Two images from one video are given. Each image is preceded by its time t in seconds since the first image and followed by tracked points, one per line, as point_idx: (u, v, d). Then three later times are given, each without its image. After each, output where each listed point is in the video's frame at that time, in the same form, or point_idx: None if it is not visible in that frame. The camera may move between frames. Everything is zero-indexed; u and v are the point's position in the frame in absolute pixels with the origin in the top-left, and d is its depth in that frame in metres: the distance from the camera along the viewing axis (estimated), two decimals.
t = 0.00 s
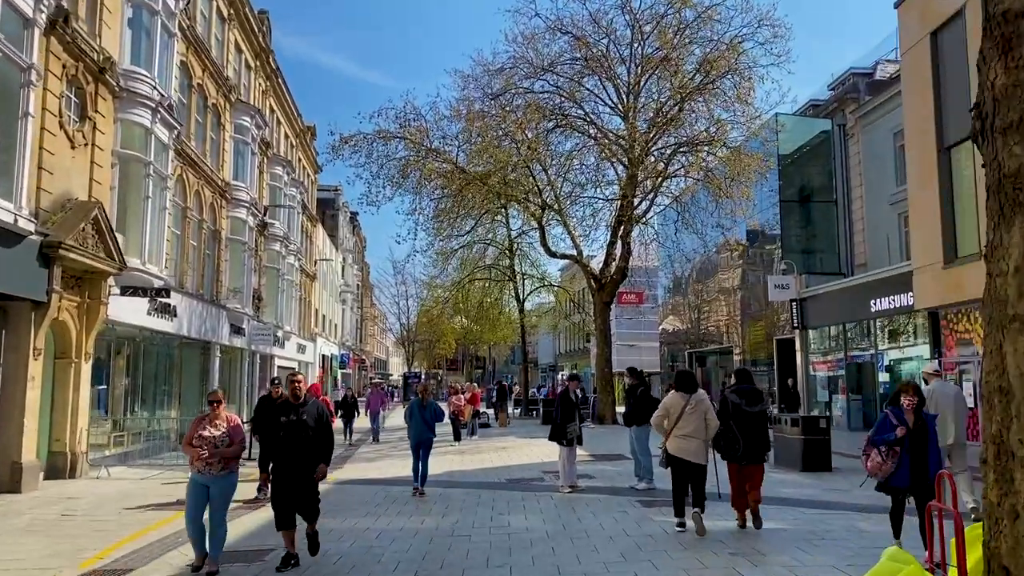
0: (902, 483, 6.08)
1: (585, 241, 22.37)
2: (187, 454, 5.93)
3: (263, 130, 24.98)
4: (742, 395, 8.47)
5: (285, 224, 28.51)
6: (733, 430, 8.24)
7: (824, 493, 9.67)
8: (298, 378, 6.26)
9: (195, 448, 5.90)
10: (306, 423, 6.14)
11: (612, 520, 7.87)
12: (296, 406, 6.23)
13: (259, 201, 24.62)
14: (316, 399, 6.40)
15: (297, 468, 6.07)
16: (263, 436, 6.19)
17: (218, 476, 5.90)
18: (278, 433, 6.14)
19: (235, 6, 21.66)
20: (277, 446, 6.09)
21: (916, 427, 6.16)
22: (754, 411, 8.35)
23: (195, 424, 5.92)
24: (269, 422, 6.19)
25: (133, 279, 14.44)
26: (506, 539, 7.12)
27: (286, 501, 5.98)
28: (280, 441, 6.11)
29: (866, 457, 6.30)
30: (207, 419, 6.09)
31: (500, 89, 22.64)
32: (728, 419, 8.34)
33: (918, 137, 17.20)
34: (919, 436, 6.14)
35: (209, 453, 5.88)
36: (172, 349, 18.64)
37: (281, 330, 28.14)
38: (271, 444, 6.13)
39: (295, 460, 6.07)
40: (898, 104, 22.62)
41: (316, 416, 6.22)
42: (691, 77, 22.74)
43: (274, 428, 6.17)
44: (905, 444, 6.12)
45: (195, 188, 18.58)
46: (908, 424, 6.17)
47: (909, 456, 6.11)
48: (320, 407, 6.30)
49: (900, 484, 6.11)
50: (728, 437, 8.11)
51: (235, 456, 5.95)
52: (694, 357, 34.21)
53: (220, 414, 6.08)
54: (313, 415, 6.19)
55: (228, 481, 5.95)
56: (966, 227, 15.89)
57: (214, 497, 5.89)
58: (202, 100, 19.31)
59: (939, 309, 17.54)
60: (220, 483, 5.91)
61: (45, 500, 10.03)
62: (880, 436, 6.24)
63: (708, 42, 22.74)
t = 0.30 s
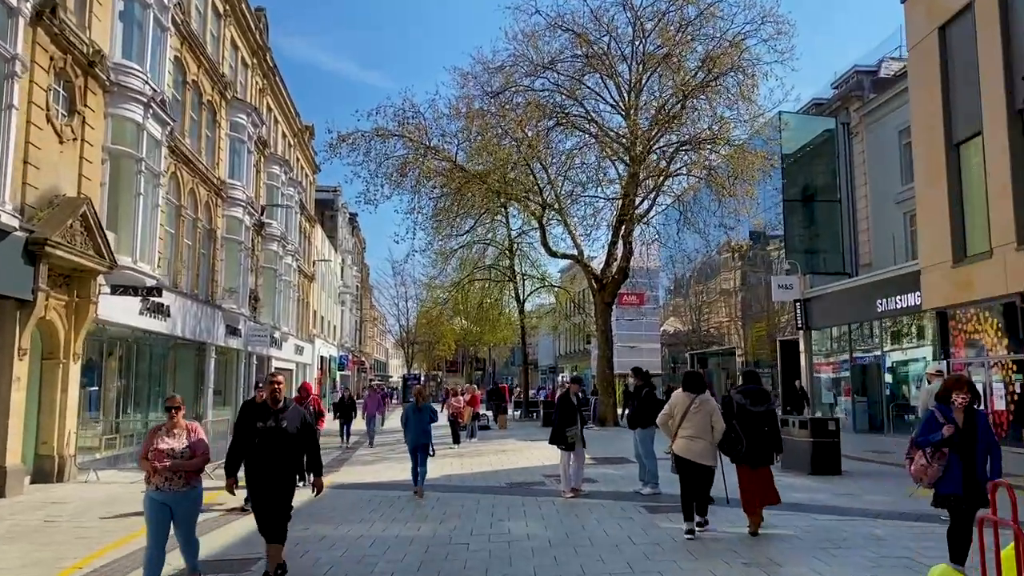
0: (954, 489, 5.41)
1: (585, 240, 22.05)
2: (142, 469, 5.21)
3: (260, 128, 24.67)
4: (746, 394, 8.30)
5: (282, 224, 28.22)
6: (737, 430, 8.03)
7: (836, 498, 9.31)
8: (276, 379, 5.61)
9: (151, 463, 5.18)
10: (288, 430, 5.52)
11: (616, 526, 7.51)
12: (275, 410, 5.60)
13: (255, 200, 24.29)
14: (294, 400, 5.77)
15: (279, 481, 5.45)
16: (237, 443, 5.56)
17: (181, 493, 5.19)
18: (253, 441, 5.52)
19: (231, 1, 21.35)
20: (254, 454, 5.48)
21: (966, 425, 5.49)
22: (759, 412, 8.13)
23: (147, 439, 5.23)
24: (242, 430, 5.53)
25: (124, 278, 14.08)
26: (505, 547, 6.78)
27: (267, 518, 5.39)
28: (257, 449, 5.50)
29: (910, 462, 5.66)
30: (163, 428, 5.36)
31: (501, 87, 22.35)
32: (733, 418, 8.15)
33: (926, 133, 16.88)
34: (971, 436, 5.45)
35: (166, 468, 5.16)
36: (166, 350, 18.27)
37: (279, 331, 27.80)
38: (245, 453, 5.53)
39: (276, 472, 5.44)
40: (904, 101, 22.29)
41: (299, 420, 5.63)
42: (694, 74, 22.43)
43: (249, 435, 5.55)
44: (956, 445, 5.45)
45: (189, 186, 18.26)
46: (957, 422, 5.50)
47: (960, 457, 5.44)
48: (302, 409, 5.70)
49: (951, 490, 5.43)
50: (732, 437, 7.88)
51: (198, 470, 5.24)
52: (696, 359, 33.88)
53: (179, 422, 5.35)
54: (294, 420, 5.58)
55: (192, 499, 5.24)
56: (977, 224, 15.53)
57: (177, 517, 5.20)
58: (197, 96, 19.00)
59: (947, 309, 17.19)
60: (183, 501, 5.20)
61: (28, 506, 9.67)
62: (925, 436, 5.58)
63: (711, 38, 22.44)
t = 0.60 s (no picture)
0: None
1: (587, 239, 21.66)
2: (86, 478, 4.64)
3: (255, 125, 24.29)
4: (759, 396, 7.97)
5: (278, 222, 27.85)
6: (750, 432, 7.71)
7: (851, 503, 8.91)
8: (247, 374, 5.07)
9: (99, 471, 4.64)
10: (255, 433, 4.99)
11: (622, 535, 7.12)
12: (246, 410, 5.09)
13: (251, 199, 23.92)
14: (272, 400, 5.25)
15: (240, 490, 4.94)
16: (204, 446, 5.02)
17: (134, 506, 4.69)
18: (219, 445, 5.02)
19: None
20: (219, 460, 4.97)
21: None
22: (773, 414, 7.82)
23: (96, 443, 4.70)
24: (209, 432, 5.05)
25: (112, 276, 13.62)
26: (505, 557, 6.38)
27: (222, 534, 4.87)
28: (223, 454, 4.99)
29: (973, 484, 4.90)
30: (114, 430, 4.83)
31: (501, 83, 21.99)
32: (745, 421, 7.85)
33: (937, 126, 16.49)
34: None
35: (118, 477, 4.64)
36: (159, 350, 17.87)
37: (275, 332, 27.40)
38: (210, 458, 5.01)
39: (238, 479, 4.95)
40: (912, 97, 21.91)
41: (271, 423, 5.07)
42: (697, 70, 22.07)
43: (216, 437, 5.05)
44: None
45: (182, 182, 17.89)
46: None
47: None
48: (276, 411, 5.15)
49: None
50: (745, 439, 7.60)
51: (154, 479, 4.74)
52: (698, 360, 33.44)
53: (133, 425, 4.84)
54: (264, 422, 5.04)
55: (143, 512, 4.73)
56: (989, 221, 15.13)
57: (124, 533, 4.67)
58: (190, 91, 18.62)
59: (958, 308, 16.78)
60: (135, 515, 4.69)
61: (9, 511, 9.27)
62: (989, 452, 4.85)
63: (714, 34, 22.08)
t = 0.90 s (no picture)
0: None
1: (588, 238, 21.33)
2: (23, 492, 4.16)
3: (253, 123, 23.99)
4: (770, 398, 7.63)
5: (276, 221, 27.53)
6: (763, 435, 7.42)
7: (867, 510, 8.57)
8: (200, 383, 4.62)
9: (41, 485, 4.16)
10: (214, 447, 4.55)
11: (631, 544, 6.79)
12: (202, 422, 4.63)
13: (248, 198, 23.60)
14: (229, 409, 4.81)
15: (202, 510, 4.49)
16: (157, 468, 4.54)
17: (77, 527, 4.23)
18: (174, 465, 4.53)
19: None
20: (175, 481, 4.49)
21: None
22: (785, 416, 7.50)
23: (40, 452, 4.25)
24: (163, 451, 4.57)
25: (103, 275, 13.25)
26: (509, 568, 6.06)
27: (183, 558, 4.45)
28: (179, 474, 4.51)
29: None
30: (61, 438, 4.37)
31: (501, 81, 21.68)
32: (758, 423, 7.55)
33: (948, 123, 16.12)
34: None
35: (62, 492, 4.18)
36: (153, 351, 17.52)
37: (273, 333, 27.06)
38: (164, 481, 4.51)
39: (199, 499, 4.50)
40: (918, 94, 21.59)
41: (230, 432, 4.65)
42: (700, 67, 21.72)
43: (168, 457, 4.55)
44: None
45: (177, 180, 17.56)
46: None
47: None
48: (234, 420, 4.71)
49: None
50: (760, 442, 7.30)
51: (103, 495, 4.28)
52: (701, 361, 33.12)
53: (81, 433, 4.39)
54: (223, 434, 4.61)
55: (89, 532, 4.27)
56: (1001, 218, 14.81)
57: (62, 560, 4.18)
58: (185, 87, 18.29)
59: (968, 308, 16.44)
60: (78, 538, 4.23)
61: None
62: None
63: (718, 29, 21.74)
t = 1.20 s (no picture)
0: None
1: (590, 236, 20.99)
2: None
3: (249, 119, 23.65)
4: (782, 397, 7.21)
5: (274, 220, 27.18)
6: (775, 435, 7.02)
7: (884, 515, 8.22)
8: (141, 370, 3.78)
9: None
10: (157, 449, 3.71)
11: (641, 552, 6.43)
12: (144, 416, 3.79)
13: (244, 195, 23.24)
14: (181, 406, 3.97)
15: (143, 522, 3.68)
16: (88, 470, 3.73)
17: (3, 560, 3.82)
18: (109, 467, 3.72)
19: None
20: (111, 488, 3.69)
21: None
22: (799, 416, 7.10)
23: None
24: (95, 450, 3.76)
25: (94, 271, 12.84)
26: None
27: None
28: (114, 479, 3.70)
29: None
30: None
31: (502, 76, 21.33)
32: (770, 423, 7.15)
33: (961, 116, 15.68)
34: None
35: None
36: (146, 350, 17.14)
37: (270, 332, 26.70)
38: (97, 485, 3.72)
39: (139, 510, 3.69)
40: (926, 89, 21.24)
41: (178, 435, 3.80)
42: (704, 62, 21.36)
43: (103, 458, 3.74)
44: None
45: (171, 176, 17.20)
46: None
47: None
48: (185, 418, 3.89)
49: None
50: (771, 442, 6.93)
51: (27, 519, 3.87)
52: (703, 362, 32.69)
53: None
54: (170, 435, 3.77)
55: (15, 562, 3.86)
56: (1015, 214, 14.44)
57: None
58: (179, 81, 17.92)
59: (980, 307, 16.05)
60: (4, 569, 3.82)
61: None
62: None
63: (722, 24, 21.38)
